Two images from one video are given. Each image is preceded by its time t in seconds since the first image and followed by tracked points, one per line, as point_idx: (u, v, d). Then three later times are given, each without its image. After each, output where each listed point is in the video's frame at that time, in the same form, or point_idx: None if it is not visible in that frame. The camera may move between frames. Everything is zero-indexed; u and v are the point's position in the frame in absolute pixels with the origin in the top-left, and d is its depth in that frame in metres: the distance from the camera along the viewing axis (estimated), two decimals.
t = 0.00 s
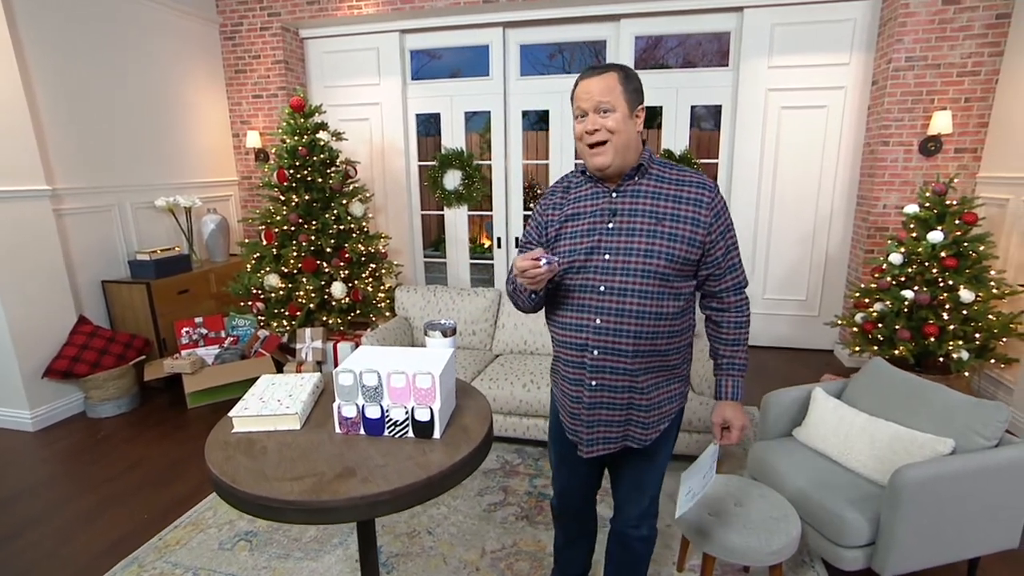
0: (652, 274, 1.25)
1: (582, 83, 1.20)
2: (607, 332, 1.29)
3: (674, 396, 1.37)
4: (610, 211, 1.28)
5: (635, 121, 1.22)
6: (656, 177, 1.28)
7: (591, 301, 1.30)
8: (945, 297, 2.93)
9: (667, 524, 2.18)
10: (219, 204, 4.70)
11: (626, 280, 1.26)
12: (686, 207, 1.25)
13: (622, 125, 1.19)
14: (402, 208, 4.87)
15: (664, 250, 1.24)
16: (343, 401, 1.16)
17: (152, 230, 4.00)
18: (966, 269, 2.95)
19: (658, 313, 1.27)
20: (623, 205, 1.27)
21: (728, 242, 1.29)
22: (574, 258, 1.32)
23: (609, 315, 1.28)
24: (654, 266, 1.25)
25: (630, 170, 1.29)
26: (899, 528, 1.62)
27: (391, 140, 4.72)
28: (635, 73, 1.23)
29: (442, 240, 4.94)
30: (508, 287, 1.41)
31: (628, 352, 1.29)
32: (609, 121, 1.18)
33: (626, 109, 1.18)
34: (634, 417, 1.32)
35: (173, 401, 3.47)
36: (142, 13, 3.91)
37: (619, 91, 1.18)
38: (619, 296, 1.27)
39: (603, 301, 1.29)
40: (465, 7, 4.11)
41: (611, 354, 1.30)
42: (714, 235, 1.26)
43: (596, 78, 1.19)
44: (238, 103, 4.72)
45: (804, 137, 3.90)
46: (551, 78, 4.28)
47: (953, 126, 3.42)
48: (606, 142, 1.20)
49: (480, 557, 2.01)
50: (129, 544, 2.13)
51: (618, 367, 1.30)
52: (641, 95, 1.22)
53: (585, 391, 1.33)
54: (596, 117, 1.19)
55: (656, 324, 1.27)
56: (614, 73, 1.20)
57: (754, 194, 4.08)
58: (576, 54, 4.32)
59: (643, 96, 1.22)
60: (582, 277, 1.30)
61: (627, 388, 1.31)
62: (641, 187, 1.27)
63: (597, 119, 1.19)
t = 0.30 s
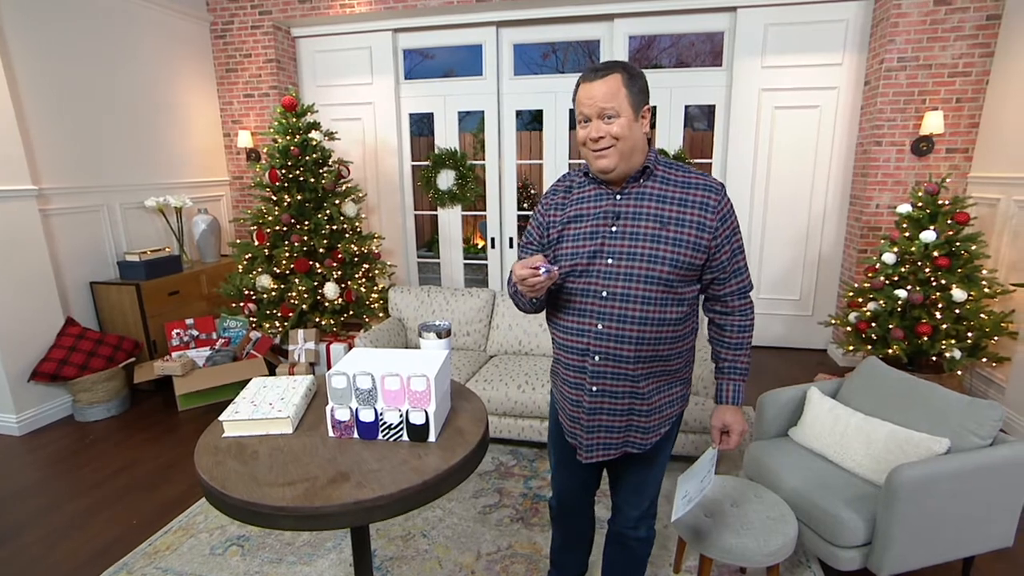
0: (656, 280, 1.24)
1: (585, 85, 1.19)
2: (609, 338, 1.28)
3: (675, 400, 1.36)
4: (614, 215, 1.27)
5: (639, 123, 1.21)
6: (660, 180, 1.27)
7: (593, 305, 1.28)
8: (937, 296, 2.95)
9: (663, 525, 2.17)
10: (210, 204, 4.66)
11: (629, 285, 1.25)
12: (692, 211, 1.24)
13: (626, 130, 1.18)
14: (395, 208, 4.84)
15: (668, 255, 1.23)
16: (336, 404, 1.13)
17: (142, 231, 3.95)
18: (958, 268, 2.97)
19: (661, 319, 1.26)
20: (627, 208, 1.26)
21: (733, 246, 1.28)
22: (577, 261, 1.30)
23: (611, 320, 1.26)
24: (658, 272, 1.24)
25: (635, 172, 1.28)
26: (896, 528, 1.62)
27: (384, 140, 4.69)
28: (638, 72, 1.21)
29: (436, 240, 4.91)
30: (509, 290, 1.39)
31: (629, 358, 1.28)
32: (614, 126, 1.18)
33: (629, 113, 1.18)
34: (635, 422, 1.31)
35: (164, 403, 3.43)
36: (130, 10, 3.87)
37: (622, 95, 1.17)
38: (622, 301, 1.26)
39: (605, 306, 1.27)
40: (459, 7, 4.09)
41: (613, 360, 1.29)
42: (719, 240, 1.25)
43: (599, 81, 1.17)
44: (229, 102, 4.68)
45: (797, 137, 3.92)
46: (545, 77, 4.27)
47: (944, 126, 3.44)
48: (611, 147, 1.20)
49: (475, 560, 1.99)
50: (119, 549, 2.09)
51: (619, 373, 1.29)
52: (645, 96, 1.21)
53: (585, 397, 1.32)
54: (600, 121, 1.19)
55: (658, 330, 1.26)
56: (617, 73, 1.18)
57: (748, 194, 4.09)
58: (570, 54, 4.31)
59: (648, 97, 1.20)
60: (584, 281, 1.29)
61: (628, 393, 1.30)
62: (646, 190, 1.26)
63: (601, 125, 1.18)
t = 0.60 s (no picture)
0: (657, 282, 1.23)
1: (589, 84, 1.18)
2: (608, 339, 1.27)
3: (675, 402, 1.35)
4: (616, 215, 1.26)
5: (643, 123, 1.20)
6: (663, 180, 1.25)
7: (593, 306, 1.27)
8: (932, 296, 2.96)
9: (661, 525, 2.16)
10: (203, 204, 4.61)
11: (630, 287, 1.24)
12: (695, 212, 1.22)
13: (629, 130, 1.17)
14: (390, 208, 4.82)
15: (670, 257, 1.22)
16: (331, 407, 1.11)
17: (133, 231, 3.91)
18: (951, 268, 2.98)
19: (661, 321, 1.25)
20: (629, 208, 1.25)
21: (736, 248, 1.27)
22: (577, 261, 1.29)
23: (611, 322, 1.25)
24: (659, 274, 1.23)
25: (637, 172, 1.26)
26: (893, 528, 1.62)
27: (378, 140, 4.67)
28: (642, 71, 1.20)
29: (430, 240, 4.89)
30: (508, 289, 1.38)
31: (629, 359, 1.27)
32: (617, 127, 1.17)
33: (633, 113, 1.16)
34: (634, 423, 1.30)
35: (155, 405, 3.39)
36: (121, 8, 3.83)
37: (626, 95, 1.15)
38: (623, 302, 1.25)
39: (605, 308, 1.26)
40: (453, 6, 4.08)
41: (612, 361, 1.28)
42: (722, 242, 1.24)
43: (603, 80, 1.16)
44: (221, 101, 4.64)
45: (792, 137, 3.92)
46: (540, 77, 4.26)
47: (938, 126, 3.45)
48: (614, 148, 1.19)
49: (472, 562, 1.97)
50: (110, 554, 2.06)
51: (618, 375, 1.28)
52: (649, 96, 1.19)
53: (584, 398, 1.31)
54: (603, 121, 1.17)
55: (659, 332, 1.25)
56: (621, 72, 1.17)
57: (742, 194, 4.09)
58: (564, 53, 4.30)
59: (652, 97, 1.19)
60: (584, 282, 1.28)
61: (628, 395, 1.29)
62: (648, 190, 1.25)
63: (604, 125, 1.17)
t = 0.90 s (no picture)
0: (661, 278, 1.22)
1: (596, 79, 1.16)
2: (612, 336, 1.25)
3: (678, 401, 1.33)
4: (620, 211, 1.25)
5: (650, 120, 1.18)
6: (669, 176, 1.24)
7: (597, 302, 1.26)
8: (930, 295, 2.96)
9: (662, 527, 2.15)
10: (199, 204, 4.59)
11: (633, 283, 1.22)
12: (700, 208, 1.21)
13: (636, 127, 1.16)
14: (387, 208, 4.80)
15: (675, 253, 1.21)
16: (330, 408, 1.10)
17: (129, 231, 3.88)
18: (950, 267, 2.98)
19: (665, 317, 1.23)
20: (634, 204, 1.24)
21: (741, 246, 1.26)
22: (581, 257, 1.28)
23: (614, 318, 1.24)
24: (664, 270, 1.21)
25: (643, 168, 1.25)
26: (895, 528, 1.61)
27: (375, 139, 4.64)
28: (650, 68, 1.19)
29: (428, 240, 4.87)
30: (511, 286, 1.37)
31: (632, 357, 1.25)
32: (623, 122, 1.15)
33: (639, 109, 1.15)
34: (637, 423, 1.28)
35: (151, 407, 3.36)
36: (117, 7, 3.80)
37: (633, 91, 1.14)
38: (626, 298, 1.23)
39: (608, 304, 1.25)
40: (450, 5, 4.06)
41: (615, 358, 1.26)
42: (727, 239, 1.23)
43: (610, 75, 1.15)
44: (217, 100, 4.61)
45: (790, 136, 3.92)
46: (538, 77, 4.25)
47: (936, 125, 3.45)
48: (620, 144, 1.17)
49: (471, 564, 1.95)
50: (106, 557, 2.04)
51: (621, 372, 1.27)
52: (656, 92, 1.18)
53: (586, 396, 1.30)
54: (609, 117, 1.16)
55: (662, 329, 1.24)
56: (628, 68, 1.15)
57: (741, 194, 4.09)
58: (562, 53, 4.29)
59: (659, 94, 1.18)
60: (588, 278, 1.27)
61: (630, 394, 1.28)
62: (653, 186, 1.24)
63: (611, 120, 1.16)
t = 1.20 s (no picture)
0: (668, 276, 1.20)
1: (607, 73, 1.15)
2: (616, 333, 1.24)
3: (682, 402, 1.32)
4: (627, 207, 1.23)
5: (659, 117, 1.17)
6: (677, 173, 1.23)
7: (601, 299, 1.25)
8: (935, 295, 2.94)
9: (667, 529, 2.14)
10: (200, 203, 4.58)
11: (639, 280, 1.21)
12: (708, 206, 1.20)
13: (646, 123, 1.15)
14: (389, 208, 4.78)
15: (681, 251, 1.19)
16: (334, 409, 1.08)
17: (129, 231, 3.87)
18: (955, 267, 2.96)
19: (671, 316, 1.22)
20: (641, 200, 1.22)
21: (750, 245, 1.24)
22: (587, 253, 1.27)
23: (619, 315, 1.23)
24: (670, 268, 1.20)
25: (651, 165, 1.24)
26: (903, 530, 1.59)
27: (376, 139, 4.63)
28: (662, 64, 1.18)
29: (429, 240, 4.85)
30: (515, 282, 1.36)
31: (636, 355, 1.24)
32: (633, 118, 1.14)
33: (649, 105, 1.14)
34: (640, 423, 1.27)
35: (152, 407, 3.35)
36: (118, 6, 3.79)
37: (644, 86, 1.13)
38: (631, 296, 1.22)
39: (613, 301, 1.23)
40: (452, 4, 4.05)
41: (619, 357, 1.25)
42: (735, 238, 1.21)
43: (621, 70, 1.14)
44: (218, 100, 4.59)
45: (794, 136, 3.91)
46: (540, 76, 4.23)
47: (940, 124, 3.43)
48: (630, 140, 1.16)
49: (474, 566, 1.94)
50: (106, 558, 2.03)
51: (625, 371, 1.25)
52: (667, 89, 1.17)
53: (589, 394, 1.28)
54: (619, 112, 1.15)
55: (668, 328, 1.23)
56: (640, 63, 1.14)
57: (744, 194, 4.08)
58: (563, 52, 4.28)
59: (670, 91, 1.17)
60: (593, 274, 1.25)
61: (634, 393, 1.26)
62: (661, 183, 1.22)
63: (621, 115, 1.15)
